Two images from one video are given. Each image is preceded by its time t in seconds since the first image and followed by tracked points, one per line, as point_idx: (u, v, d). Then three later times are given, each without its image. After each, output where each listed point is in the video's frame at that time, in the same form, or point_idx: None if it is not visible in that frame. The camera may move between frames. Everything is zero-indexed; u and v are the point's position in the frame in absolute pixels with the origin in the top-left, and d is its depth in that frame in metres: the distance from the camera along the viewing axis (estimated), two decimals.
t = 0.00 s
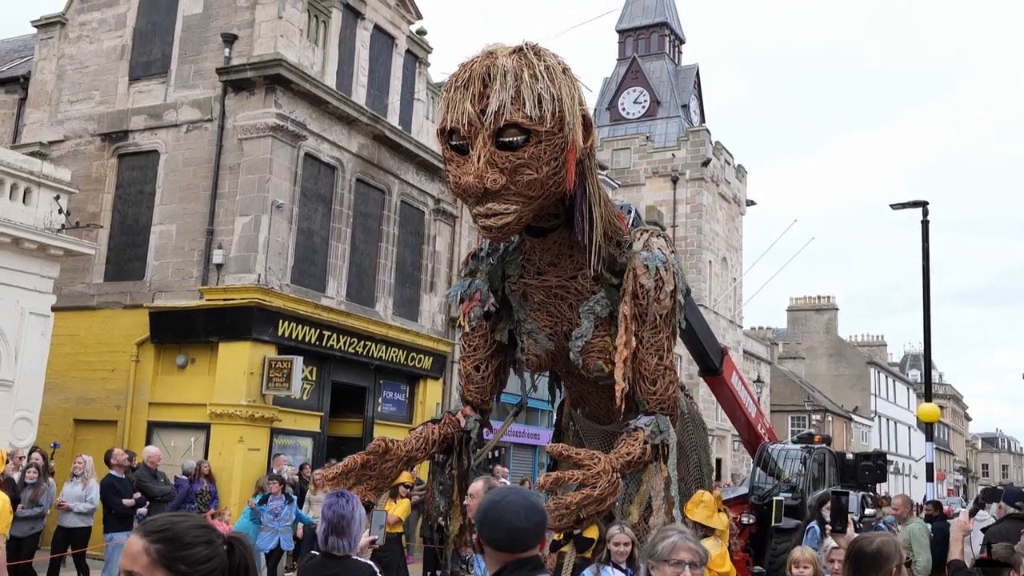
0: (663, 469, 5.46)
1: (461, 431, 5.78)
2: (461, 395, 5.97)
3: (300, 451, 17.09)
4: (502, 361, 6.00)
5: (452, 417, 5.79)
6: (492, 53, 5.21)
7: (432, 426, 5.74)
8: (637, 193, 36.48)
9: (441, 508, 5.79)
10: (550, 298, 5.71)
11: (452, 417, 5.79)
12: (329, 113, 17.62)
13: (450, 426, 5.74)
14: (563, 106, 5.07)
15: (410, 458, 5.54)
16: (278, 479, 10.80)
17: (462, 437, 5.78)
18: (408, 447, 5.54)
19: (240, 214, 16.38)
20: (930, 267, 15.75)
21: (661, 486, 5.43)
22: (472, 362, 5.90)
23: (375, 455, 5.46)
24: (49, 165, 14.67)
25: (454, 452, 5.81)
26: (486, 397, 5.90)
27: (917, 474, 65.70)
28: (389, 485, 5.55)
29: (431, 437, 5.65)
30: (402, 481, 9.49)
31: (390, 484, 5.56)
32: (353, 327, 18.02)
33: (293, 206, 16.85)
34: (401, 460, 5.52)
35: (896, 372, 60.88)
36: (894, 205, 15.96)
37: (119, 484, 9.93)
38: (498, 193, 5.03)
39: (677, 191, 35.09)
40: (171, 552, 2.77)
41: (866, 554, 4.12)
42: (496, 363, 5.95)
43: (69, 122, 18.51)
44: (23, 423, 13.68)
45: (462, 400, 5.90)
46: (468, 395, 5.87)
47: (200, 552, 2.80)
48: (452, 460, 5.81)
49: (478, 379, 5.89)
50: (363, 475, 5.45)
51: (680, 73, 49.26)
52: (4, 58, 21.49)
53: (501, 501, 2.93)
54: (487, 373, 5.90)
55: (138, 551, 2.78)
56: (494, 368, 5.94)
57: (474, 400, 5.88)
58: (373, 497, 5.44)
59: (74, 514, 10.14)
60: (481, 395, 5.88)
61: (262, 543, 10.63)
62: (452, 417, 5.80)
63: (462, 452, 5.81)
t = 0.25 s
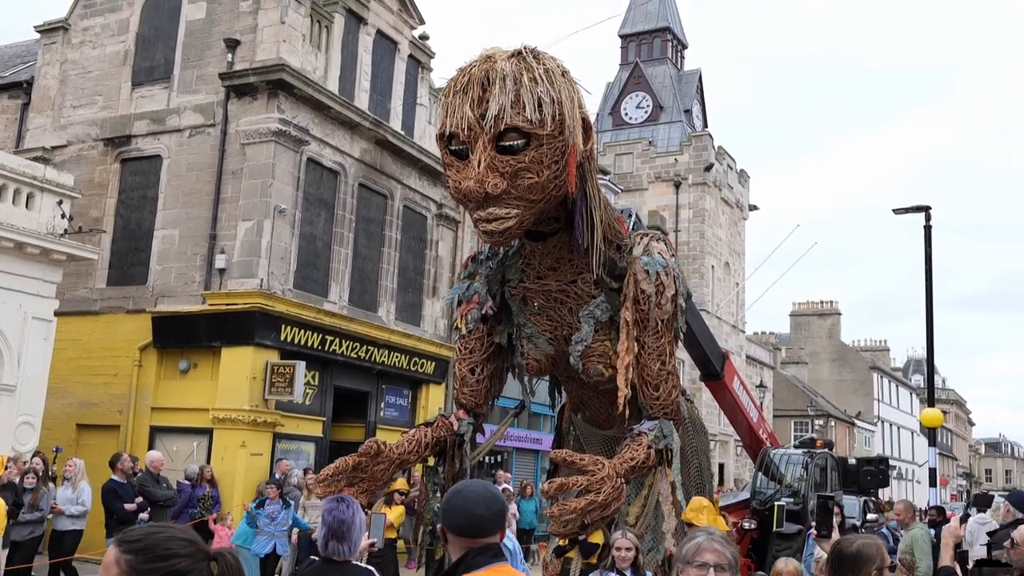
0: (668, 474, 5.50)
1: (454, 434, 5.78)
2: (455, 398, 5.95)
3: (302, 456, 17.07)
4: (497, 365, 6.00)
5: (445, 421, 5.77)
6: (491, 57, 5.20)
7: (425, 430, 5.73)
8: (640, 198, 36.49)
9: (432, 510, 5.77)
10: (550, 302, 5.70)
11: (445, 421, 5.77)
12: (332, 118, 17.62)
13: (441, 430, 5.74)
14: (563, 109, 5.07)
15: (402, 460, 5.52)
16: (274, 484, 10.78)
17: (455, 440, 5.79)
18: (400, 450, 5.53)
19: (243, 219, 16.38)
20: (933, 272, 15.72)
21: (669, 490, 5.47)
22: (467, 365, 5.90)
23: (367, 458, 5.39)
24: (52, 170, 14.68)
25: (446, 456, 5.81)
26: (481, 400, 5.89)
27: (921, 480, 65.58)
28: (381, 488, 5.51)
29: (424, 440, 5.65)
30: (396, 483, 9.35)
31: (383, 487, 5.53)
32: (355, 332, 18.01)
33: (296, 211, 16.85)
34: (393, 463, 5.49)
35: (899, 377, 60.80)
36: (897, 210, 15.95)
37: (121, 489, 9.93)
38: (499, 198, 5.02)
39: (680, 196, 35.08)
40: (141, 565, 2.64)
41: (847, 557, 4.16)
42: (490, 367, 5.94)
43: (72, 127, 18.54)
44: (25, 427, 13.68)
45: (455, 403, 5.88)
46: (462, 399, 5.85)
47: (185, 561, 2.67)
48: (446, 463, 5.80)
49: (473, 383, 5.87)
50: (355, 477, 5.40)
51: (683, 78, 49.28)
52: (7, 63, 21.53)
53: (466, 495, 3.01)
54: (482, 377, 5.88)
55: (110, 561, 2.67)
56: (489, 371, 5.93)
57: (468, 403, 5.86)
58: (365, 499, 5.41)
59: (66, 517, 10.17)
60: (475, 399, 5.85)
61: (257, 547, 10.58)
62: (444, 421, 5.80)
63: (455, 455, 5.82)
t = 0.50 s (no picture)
0: (674, 475, 5.50)
1: (449, 435, 5.76)
2: (451, 398, 5.93)
3: (304, 459, 17.06)
4: (495, 366, 5.99)
5: (439, 422, 5.76)
6: (490, 57, 5.19)
7: (420, 431, 5.71)
8: (642, 200, 36.46)
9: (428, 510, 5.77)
10: (550, 303, 5.68)
11: (439, 422, 5.76)
12: (333, 120, 17.63)
13: (437, 431, 5.71)
14: (563, 109, 5.06)
15: (397, 462, 5.50)
16: (271, 487, 10.81)
17: (450, 440, 5.77)
18: (395, 452, 5.50)
19: (245, 222, 16.38)
20: (936, 274, 15.69)
21: (676, 491, 5.48)
22: (465, 365, 5.89)
23: (361, 460, 5.39)
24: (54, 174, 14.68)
25: (441, 457, 5.79)
26: (476, 400, 5.88)
27: (924, 481, 65.48)
28: (376, 490, 5.50)
29: (419, 442, 5.62)
30: (393, 488, 9.30)
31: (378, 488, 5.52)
32: (357, 334, 18.00)
33: (298, 214, 16.85)
34: (388, 465, 5.47)
35: (901, 379, 60.72)
36: (899, 212, 15.92)
37: (124, 492, 9.90)
38: (498, 199, 5.01)
39: (681, 198, 35.07)
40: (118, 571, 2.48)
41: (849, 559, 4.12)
42: (487, 368, 5.93)
43: (74, 130, 18.55)
44: (28, 431, 13.69)
45: (450, 403, 5.87)
46: (457, 399, 5.84)
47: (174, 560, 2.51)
48: (440, 464, 5.78)
49: (469, 383, 5.87)
50: (350, 480, 5.39)
51: (685, 80, 49.27)
52: (9, 67, 21.56)
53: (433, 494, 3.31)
54: (478, 378, 5.88)
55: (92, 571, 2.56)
56: (486, 372, 5.93)
57: (463, 403, 5.86)
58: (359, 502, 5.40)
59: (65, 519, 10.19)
60: (471, 399, 5.85)
61: (256, 549, 10.63)
62: (439, 421, 5.77)
63: (450, 456, 5.81)
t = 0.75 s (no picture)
0: (682, 474, 5.46)
1: (451, 436, 5.75)
2: (453, 399, 5.91)
3: (309, 460, 17.06)
4: (497, 365, 5.97)
5: (442, 423, 5.74)
6: (490, 56, 5.17)
7: (422, 432, 5.70)
8: (646, 199, 36.43)
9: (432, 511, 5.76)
10: (552, 303, 5.66)
11: (442, 423, 5.74)
12: (336, 122, 17.62)
13: (439, 431, 5.69)
14: (564, 107, 5.04)
15: (399, 465, 5.48)
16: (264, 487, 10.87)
17: (452, 441, 5.76)
18: (398, 454, 5.49)
19: (248, 224, 16.38)
20: (941, 272, 15.64)
21: (682, 491, 5.42)
22: (467, 365, 5.87)
23: (364, 463, 5.40)
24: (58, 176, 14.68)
25: (442, 458, 5.77)
26: (480, 400, 5.85)
27: (930, 480, 65.34)
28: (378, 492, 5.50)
29: (422, 443, 5.61)
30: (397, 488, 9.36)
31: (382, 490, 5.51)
32: (361, 335, 17.99)
33: (301, 215, 16.85)
34: (391, 467, 5.46)
35: (907, 377, 60.59)
36: (904, 210, 15.86)
37: (129, 493, 9.87)
38: (499, 197, 4.99)
39: (685, 197, 35.03)
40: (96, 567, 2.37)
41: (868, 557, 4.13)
42: (490, 368, 5.91)
43: (78, 133, 18.57)
44: (34, 433, 13.71)
45: (453, 403, 5.85)
46: (460, 399, 5.81)
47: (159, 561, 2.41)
48: (442, 464, 5.77)
49: (472, 383, 5.84)
50: (354, 483, 5.39)
51: (688, 79, 49.20)
52: (13, 70, 21.59)
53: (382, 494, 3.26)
54: (481, 378, 5.86)
55: None
56: (489, 371, 5.90)
57: (466, 404, 5.83)
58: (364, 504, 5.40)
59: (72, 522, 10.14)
60: (473, 399, 5.81)
61: (251, 551, 10.73)
62: (442, 422, 5.76)
63: (451, 456, 5.79)
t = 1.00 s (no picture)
0: (685, 472, 5.45)
1: (462, 438, 5.71)
2: (462, 401, 5.86)
3: (315, 460, 17.03)
4: (505, 366, 5.91)
5: (452, 426, 5.70)
6: (492, 54, 5.12)
7: (433, 436, 5.66)
8: (651, 198, 36.36)
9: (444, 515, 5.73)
10: (556, 302, 5.62)
11: (452, 426, 5.70)
12: (340, 122, 17.59)
13: (450, 434, 5.67)
14: (566, 105, 4.99)
15: (411, 469, 5.45)
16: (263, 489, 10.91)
17: (462, 443, 5.72)
18: (409, 458, 5.46)
19: (253, 225, 16.36)
20: (947, 270, 15.55)
21: (686, 491, 5.44)
22: (474, 367, 5.81)
23: (376, 468, 5.37)
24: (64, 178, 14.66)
25: (453, 461, 5.74)
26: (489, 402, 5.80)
27: (936, 478, 65.15)
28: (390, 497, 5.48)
29: (433, 447, 5.59)
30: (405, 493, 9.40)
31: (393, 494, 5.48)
32: (366, 335, 17.96)
33: (306, 216, 16.81)
34: (403, 472, 5.44)
35: (913, 375, 60.43)
36: (909, 208, 15.78)
37: (135, 493, 9.85)
38: (502, 197, 4.94)
39: (690, 196, 34.95)
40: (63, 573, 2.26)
41: (898, 557, 4.04)
42: (499, 369, 5.86)
43: (83, 135, 18.57)
44: (41, 434, 13.71)
45: (463, 405, 5.81)
46: (469, 401, 5.77)
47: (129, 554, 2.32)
48: (452, 467, 5.74)
49: (480, 385, 5.79)
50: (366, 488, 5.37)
51: (693, 77, 49.12)
52: (19, 72, 21.62)
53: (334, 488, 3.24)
54: (490, 379, 5.80)
55: None
56: (498, 373, 5.84)
57: (475, 405, 5.78)
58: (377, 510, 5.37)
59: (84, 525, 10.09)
60: (483, 401, 5.76)
61: (246, 551, 10.75)
62: (453, 425, 5.72)
63: (461, 458, 5.75)
